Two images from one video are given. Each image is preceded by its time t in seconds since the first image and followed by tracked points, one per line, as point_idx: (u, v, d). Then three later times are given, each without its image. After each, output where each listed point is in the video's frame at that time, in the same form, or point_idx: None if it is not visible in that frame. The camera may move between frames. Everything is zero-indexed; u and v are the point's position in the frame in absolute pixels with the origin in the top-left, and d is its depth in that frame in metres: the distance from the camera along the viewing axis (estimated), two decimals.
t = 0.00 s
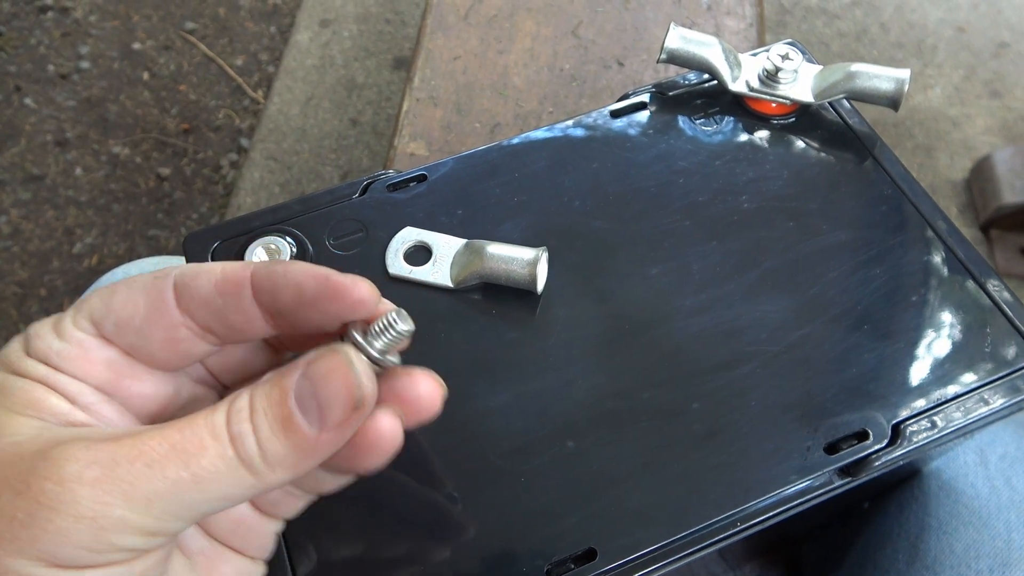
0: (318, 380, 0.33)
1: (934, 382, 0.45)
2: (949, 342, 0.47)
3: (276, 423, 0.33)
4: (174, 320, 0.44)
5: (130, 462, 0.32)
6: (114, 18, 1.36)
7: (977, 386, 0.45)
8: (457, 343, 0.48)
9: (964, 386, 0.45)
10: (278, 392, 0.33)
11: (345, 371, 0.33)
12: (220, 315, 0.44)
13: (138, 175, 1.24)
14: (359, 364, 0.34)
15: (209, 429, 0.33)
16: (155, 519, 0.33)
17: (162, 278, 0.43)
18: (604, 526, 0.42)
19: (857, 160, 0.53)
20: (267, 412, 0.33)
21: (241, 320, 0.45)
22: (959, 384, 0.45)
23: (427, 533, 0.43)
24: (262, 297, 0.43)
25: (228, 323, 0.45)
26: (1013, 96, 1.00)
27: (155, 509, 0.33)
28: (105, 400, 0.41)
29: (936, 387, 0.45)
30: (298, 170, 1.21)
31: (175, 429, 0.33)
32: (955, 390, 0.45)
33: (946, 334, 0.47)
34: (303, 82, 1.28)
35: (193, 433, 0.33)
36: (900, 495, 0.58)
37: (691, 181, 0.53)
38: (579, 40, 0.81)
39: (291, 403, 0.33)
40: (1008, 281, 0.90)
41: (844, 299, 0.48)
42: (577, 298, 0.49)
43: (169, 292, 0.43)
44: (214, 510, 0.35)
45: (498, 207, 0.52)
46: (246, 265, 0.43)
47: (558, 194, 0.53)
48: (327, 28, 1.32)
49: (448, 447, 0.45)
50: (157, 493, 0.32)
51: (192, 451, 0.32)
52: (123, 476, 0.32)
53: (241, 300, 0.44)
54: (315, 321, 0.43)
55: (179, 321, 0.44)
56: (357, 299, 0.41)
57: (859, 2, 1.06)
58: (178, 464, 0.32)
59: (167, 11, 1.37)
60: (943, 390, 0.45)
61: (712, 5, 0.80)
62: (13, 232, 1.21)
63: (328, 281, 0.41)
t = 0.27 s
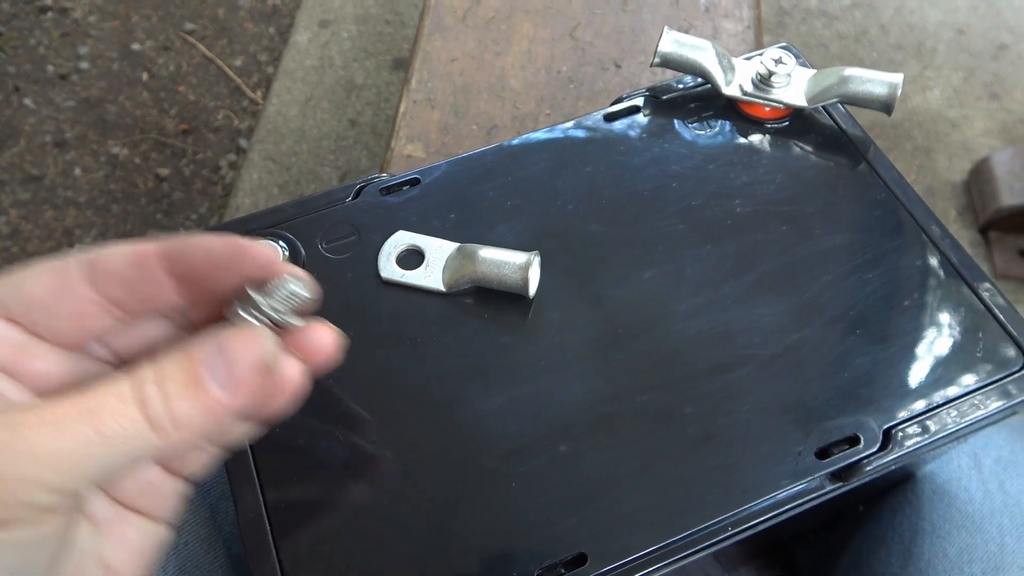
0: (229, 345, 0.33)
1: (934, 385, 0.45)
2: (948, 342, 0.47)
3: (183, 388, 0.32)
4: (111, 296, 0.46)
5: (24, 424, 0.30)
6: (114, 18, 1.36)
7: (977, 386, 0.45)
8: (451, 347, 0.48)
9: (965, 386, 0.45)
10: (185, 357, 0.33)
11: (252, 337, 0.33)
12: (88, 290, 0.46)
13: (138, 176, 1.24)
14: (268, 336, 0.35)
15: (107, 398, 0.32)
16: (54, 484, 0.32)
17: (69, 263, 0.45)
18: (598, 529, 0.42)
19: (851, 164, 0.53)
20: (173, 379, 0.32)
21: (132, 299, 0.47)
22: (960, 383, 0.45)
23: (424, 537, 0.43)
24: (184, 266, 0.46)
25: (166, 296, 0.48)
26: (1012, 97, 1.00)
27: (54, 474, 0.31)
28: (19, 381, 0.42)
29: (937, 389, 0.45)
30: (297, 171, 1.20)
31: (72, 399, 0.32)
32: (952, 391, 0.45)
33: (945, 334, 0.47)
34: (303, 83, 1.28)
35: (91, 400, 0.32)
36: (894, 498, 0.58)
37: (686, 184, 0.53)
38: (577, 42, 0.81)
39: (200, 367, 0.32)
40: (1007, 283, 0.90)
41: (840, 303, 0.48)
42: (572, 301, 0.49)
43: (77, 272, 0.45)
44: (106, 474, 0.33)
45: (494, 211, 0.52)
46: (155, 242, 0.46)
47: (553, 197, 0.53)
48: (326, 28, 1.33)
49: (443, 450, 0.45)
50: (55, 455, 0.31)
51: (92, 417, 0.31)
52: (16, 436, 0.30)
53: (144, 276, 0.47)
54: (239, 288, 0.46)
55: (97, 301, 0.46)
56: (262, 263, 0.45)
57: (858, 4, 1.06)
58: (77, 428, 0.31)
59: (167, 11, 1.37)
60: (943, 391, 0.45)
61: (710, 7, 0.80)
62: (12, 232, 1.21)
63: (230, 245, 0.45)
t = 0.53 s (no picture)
0: (175, 291, 0.39)
1: (940, 386, 0.45)
2: (956, 344, 0.46)
3: (139, 330, 0.38)
4: (49, 234, 0.54)
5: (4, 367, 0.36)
6: (117, 20, 1.36)
7: (985, 391, 0.45)
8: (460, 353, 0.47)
9: (972, 391, 0.45)
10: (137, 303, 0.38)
11: (197, 283, 0.39)
12: None
13: (141, 178, 1.23)
14: (212, 284, 0.40)
15: (71, 343, 0.37)
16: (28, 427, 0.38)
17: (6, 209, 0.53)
18: (611, 538, 0.42)
19: (866, 167, 0.53)
20: (127, 322, 0.38)
21: (70, 244, 0.55)
22: (968, 387, 0.45)
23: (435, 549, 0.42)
24: (111, 224, 0.54)
25: (79, 241, 0.55)
26: (1018, 96, 0.99)
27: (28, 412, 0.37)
28: None
29: (943, 392, 0.45)
30: (300, 172, 1.21)
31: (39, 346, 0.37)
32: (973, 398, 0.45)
33: (952, 335, 0.46)
34: (307, 84, 1.28)
35: (55, 345, 0.37)
36: (908, 505, 0.57)
37: (697, 188, 0.52)
38: (582, 42, 0.80)
39: (151, 309, 0.38)
40: (1015, 283, 0.90)
41: (853, 309, 0.47)
42: (582, 307, 0.48)
43: (15, 218, 0.53)
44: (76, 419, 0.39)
45: (502, 215, 0.52)
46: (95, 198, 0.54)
47: (559, 204, 0.52)
48: (330, 30, 1.33)
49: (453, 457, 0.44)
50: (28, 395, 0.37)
51: (60, 359, 0.37)
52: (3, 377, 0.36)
53: (37, 228, 0.53)
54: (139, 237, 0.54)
55: (27, 246, 0.54)
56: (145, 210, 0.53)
57: (863, 4, 1.07)
58: (46, 370, 0.37)
59: (170, 13, 1.37)
60: (951, 396, 0.45)
61: (716, 7, 0.79)
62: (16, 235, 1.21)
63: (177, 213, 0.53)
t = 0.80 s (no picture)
0: (213, 314, 0.41)
1: (954, 390, 0.45)
2: (967, 345, 0.47)
3: (179, 351, 0.40)
4: (95, 269, 0.54)
5: (46, 383, 0.38)
6: (131, 24, 1.36)
7: (1000, 396, 0.45)
8: (496, 368, 0.47)
9: (986, 398, 0.45)
10: (177, 325, 0.40)
11: (234, 305, 0.41)
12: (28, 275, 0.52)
13: (155, 181, 1.24)
14: (245, 306, 0.43)
15: (112, 362, 0.39)
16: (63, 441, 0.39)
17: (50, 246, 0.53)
18: (654, 557, 0.42)
19: (902, 178, 0.52)
20: (168, 342, 0.39)
21: (111, 277, 0.55)
22: (982, 394, 0.45)
23: (470, 560, 0.42)
24: (157, 257, 0.54)
25: (121, 273, 0.55)
26: None
27: (64, 429, 0.38)
28: None
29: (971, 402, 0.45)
30: (314, 176, 1.21)
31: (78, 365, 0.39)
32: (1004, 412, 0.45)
33: (962, 336, 0.47)
34: (319, 88, 1.28)
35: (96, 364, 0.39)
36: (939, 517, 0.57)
37: (732, 202, 0.52)
38: (602, 48, 0.80)
39: (191, 333, 0.40)
40: None
41: (892, 325, 0.47)
42: (621, 323, 0.48)
43: (62, 256, 0.52)
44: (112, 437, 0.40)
45: (537, 229, 0.52)
46: (139, 233, 0.54)
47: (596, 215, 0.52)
48: (342, 32, 1.32)
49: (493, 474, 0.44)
50: (66, 408, 0.38)
51: (103, 377, 0.38)
52: (43, 392, 0.38)
53: (85, 266, 0.54)
54: (192, 271, 0.55)
55: (70, 282, 0.54)
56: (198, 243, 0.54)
57: (879, 6, 1.06)
58: (88, 386, 0.38)
59: (183, 16, 1.37)
60: (963, 403, 0.45)
61: (736, 12, 0.78)
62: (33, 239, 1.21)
63: (220, 244, 0.53)
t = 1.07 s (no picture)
0: (201, 265, 0.43)
1: (961, 397, 0.45)
2: (971, 352, 0.46)
3: (169, 297, 0.42)
4: (97, 209, 0.55)
5: (53, 326, 0.40)
6: (141, 18, 1.36)
7: (1006, 403, 0.45)
8: (512, 362, 0.47)
9: (991, 404, 0.45)
10: (168, 275, 0.42)
11: (222, 259, 0.43)
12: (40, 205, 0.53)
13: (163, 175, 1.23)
14: (231, 256, 0.44)
15: (110, 308, 0.41)
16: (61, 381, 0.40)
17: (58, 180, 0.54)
18: (672, 556, 0.41)
19: (924, 176, 0.52)
20: (161, 293, 0.42)
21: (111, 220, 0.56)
22: (987, 400, 0.45)
23: (470, 552, 0.42)
24: (157, 203, 0.56)
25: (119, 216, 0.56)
26: None
27: (69, 371, 0.40)
28: None
29: (993, 403, 0.45)
30: (322, 172, 1.21)
31: (79, 307, 0.41)
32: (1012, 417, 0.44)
33: (967, 343, 0.46)
34: (329, 84, 1.28)
35: (98, 309, 0.41)
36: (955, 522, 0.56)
37: (752, 199, 0.51)
38: (615, 46, 0.79)
39: (180, 282, 0.42)
40: None
41: (914, 324, 0.47)
42: (638, 319, 0.48)
43: (63, 195, 0.54)
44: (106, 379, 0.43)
45: (553, 224, 0.51)
46: (142, 176, 0.56)
47: (614, 210, 0.52)
48: (352, 29, 1.32)
49: (508, 470, 0.44)
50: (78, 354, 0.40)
51: (106, 324, 0.41)
52: (54, 337, 0.39)
53: (91, 204, 0.55)
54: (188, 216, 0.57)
55: (67, 219, 0.55)
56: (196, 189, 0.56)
57: (892, 7, 1.05)
58: (94, 332, 0.40)
59: (193, 11, 1.36)
60: (968, 409, 0.44)
61: (750, 11, 0.78)
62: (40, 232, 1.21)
63: (217, 193, 0.57)
